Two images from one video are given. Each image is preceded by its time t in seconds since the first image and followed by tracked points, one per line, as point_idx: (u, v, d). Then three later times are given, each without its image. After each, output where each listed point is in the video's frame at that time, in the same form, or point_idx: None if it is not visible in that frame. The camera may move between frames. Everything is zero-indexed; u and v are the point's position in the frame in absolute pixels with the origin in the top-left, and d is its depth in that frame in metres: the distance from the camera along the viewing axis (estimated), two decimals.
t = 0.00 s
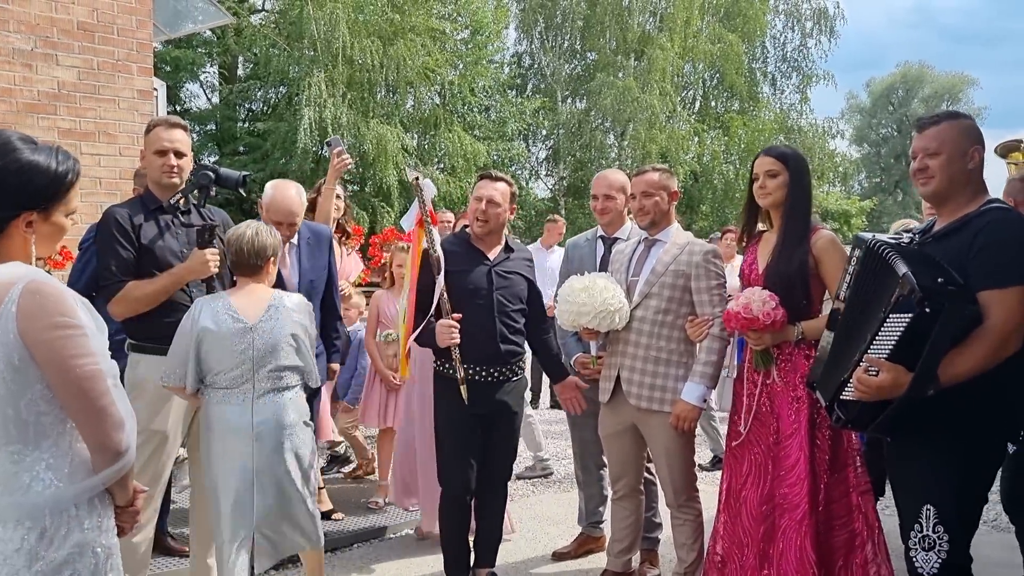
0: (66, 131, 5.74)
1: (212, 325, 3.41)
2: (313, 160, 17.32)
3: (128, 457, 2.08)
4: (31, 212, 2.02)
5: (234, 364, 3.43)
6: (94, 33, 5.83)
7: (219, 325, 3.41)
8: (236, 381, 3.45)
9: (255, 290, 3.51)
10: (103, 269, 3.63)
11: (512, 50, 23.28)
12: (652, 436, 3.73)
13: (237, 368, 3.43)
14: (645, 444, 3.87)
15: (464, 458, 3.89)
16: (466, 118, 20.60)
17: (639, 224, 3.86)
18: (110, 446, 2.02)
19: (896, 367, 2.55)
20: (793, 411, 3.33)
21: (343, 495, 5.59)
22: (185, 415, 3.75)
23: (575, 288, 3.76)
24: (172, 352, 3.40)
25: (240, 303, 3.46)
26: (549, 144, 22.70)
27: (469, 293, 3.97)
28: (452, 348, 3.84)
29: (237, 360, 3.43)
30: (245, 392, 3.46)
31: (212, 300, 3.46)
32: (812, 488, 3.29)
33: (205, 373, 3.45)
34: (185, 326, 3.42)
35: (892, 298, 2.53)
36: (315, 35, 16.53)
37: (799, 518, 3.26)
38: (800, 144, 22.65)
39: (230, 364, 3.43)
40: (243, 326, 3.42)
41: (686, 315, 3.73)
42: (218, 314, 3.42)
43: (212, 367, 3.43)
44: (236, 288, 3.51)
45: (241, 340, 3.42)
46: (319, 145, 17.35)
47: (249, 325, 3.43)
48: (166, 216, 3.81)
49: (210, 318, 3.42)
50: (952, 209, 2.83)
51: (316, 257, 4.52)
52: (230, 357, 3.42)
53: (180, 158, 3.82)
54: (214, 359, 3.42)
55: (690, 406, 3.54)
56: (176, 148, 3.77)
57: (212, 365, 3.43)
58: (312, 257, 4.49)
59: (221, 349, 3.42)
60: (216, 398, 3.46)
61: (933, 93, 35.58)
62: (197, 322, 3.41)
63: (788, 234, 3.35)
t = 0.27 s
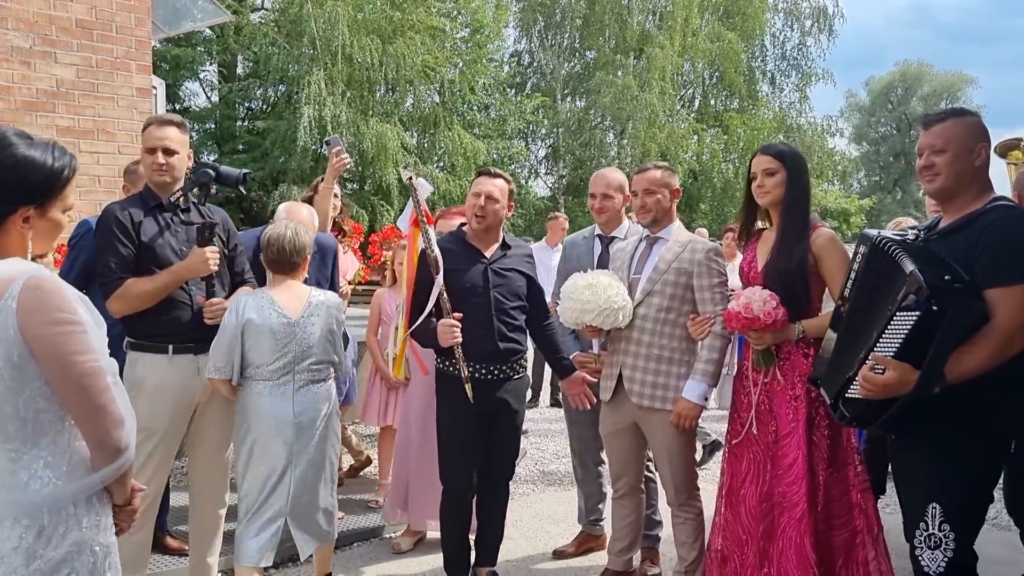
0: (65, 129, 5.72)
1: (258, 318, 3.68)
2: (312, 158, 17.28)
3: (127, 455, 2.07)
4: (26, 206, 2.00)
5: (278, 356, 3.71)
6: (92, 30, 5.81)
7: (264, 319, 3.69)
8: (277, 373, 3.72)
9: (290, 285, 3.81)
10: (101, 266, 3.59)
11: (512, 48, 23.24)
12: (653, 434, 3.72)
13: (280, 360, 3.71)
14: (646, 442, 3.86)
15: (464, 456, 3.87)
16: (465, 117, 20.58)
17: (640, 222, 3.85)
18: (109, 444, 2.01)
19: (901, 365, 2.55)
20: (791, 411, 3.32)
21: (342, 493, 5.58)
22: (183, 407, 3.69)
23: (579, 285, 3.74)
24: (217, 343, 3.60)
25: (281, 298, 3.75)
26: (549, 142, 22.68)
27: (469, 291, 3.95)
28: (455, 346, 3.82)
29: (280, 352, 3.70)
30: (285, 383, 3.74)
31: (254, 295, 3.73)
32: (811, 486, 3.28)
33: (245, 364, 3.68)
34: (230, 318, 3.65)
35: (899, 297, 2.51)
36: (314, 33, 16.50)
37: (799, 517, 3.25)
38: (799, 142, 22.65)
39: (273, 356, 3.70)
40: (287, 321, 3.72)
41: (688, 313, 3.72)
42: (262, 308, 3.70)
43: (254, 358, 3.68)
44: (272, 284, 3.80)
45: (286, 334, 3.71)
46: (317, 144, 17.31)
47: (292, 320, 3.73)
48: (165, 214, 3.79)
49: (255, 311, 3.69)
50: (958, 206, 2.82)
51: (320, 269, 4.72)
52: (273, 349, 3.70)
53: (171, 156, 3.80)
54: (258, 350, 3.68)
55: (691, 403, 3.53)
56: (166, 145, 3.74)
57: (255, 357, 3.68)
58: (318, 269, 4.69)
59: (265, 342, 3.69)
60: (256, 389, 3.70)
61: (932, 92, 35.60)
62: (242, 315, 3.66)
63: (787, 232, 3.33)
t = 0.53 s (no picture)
0: (69, 128, 5.72)
1: (290, 305, 3.89)
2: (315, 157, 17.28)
3: (134, 453, 2.08)
4: (31, 202, 1.99)
5: (307, 342, 3.91)
6: (96, 29, 5.81)
7: (296, 306, 3.90)
8: (305, 358, 3.92)
9: (320, 275, 4.03)
10: (105, 264, 3.59)
11: (515, 46, 23.22)
12: (657, 432, 3.71)
13: (308, 345, 3.91)
14: (650, 439, 3.85)
15: (465, 454, 3.88)
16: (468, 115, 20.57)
17: (645, 219, 3.85)
18: (116, 442, 2.02)
19: (912, 361, 2.53)
20: (790, 411, 3.31)
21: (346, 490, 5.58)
22: (188, 403, 3.71)
23: (582, 282, 3.73)
24: (251, 327, 3.83)
25: (312, 287, 3.97)
26: (551, 140, 22.66)
27: (471, 290, 3.95)
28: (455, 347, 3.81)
29: (309, 339, 3.91)
30: (312, 369, 3.94)
31: (287, 283, 3.94)
32: (808, 485, 3.27)
33: (276, 348, 3.90)
34: (263, 304, 3.87)
35: (908, 292, 2.54)
36: (317, 32, 16.51)
37: (796, 515, 3.25)
38: (802, 140, 22.62)
39: (302, 342, 3.91)
40: (316, 309, 3.93)
41: (693, 311, 3.71)
42: (295, 296, 3.91)
43: (284, 343, 3.89)
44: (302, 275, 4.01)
45: (315, 322, 3.92)
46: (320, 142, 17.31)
47: (322, 308, 3.94)
48: (169, 212, 3.80)
49: (287, 299, 3.90)
50: (965, 202, 2.81)
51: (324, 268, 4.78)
52: (303, 334, 3.90)
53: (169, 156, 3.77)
54: (289, 336, 3.89)
55: (696, 402, 3.52)
56: (156, 147, 3.71)
57: (285, 342, 3.89)
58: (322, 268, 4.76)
59: (296, 328, 3.89)
60: (285, 372, 3.90)
61: (935, 90, 35.54)
62: (275, 302, 3.88)
63: (790, 229, 3.33)
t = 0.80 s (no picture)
0: (71, 127, 5.73)
1: (294, 305, 3.89)
2: (316, 156, 17.28)
3: (141, 451, 2.08)
4: (35, 200, 1.99)
5: (312, 341, 3.92)
6: (98, 27, 5.81)
7: (300, 307, 3.90)
8: (311, 357, 3.93)
9: (323, 274, 4.04)
10: (107, 262, 3.60)
11: (516, 44, 23.21)
12: (660, 430, 3.72)
13: (314, 344, 3.93)
14: (653, 437, 3.85)
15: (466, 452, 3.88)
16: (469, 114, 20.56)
17: (647, 217, 3.85)
18: (123, 440, 2.02)
19: (916, 356, 2.53)
20: (790, 409, 3.32)
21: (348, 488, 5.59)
22: (193, 402, 3.73)
23: (584, 279, 3.72)
24: (256, 329, 3.86)
25: (315, 287, 3.97)
26: (553, 139, 22.64)
27: (471, 287, 3.95)
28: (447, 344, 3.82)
29: (314, 338, 3.92)
30: (318, 367, 3.95)
31: (289, 283, 3.94)
32: (807, 483, 3.27)
33: (281, 348, 3.92)
34: (267, 305, 3.87)
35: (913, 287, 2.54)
36: (318, 30, 16.51)
37: (793, 513, 3.25)
38: (804, 138, 22.59)
39: (307, 341, 3.92)
40: (320, 308, 3.93)
41: (695, 308, 3.71)
42: (298, 296, 3.91)
43: (290, 343, 3.91)
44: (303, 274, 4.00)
45: (320, 321, 3.93)
46: (322, 141, 17.31)
47: (326, 308, 3.95)
48: (170, 210, 3.80)
49: (291, 299, 3.90)
50: (968, 198, 2.80)
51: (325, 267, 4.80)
52: (308, 334, 3.92)
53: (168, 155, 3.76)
54: (294, 336, 3.90)
55: (699, 399, 3.53)
56: (151, 146, 3.70)
57: (291, 342, 3.91)
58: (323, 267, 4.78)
59: (301, 328, 3.90)
60: (291, 371, 3.92)
61: (937, 87, 35.50)
62: (279, 302, 3.88)
63: (793, 226, 3.33)
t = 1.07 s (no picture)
0: (72, 127, 5.73)
1: (289, 307, 3.92)
2: (317, 155, 17.28)
3: (146, 450, 2.09)
4: (38, 201, 2.00)
5: (310, 342, 3.93)
6: (98, 27, 5.81)
7: (295, 308, 3.92)
8: (310, 357, 3.94)
9: (320, 274, 4.03)
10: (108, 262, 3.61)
11: (516, 44, 23.21)
12: (661, 429, 3.72)
13: (312, 345, 3.94)
14: (654, 436, 3.86)
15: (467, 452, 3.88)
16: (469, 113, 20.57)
17: (648, 216, 3.86)
18: (128, 439, 2.03)
19: (921, 358, 2.54)
20: (794, 409, 3.32)
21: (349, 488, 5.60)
22: (193, 402, 3.74)
23: (584, 279, 3.73)
24: (253, 332, 3.90)
25: (311, 287, 3.98)
26: (552, 138, 22.64)
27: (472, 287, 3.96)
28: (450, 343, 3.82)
29: (311, 338, 3.93)
30: (318, 367, 3.96)
31: (285, 285, 3.97)
32: (811, 483, 3.29)
33: (280, 349, 3.94)
34: (263, 308, 3.92)
35: (916, 290, 2.53)
36: (318, 30, 16.51)
37: (796, 513, 3.27)
38: (804, 137, 22.59)
39: (305, 342, 3.93)
40: (316, 309, 3.94)
41: (695, 307, 3.72)
42: (293, 297, 3.94)
43: (287, 345, 3.93)
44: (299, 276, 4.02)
45: (316, 321, 3.94)
46: (322, 141, 17.32)
47: (321, 308, 3.95)
48: (170, 210, 3.81)
49: (286, 301, 3.93)
50: (969, 198, 2.81)
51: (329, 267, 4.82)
52: (306, 334, 3.93)
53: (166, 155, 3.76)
54: (291, 337, 3.92)
55: (699, 398, 3.53)
56: (150, 146, 3.71)
57: (288, 343, 3.93)
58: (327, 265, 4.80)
59: (297, 329, 3.92)
60: (290, 373, 3.94)
61: (937, 86, 35.50)
62: (274, 304, 3.92)
63: (796, 225, 3.34)
